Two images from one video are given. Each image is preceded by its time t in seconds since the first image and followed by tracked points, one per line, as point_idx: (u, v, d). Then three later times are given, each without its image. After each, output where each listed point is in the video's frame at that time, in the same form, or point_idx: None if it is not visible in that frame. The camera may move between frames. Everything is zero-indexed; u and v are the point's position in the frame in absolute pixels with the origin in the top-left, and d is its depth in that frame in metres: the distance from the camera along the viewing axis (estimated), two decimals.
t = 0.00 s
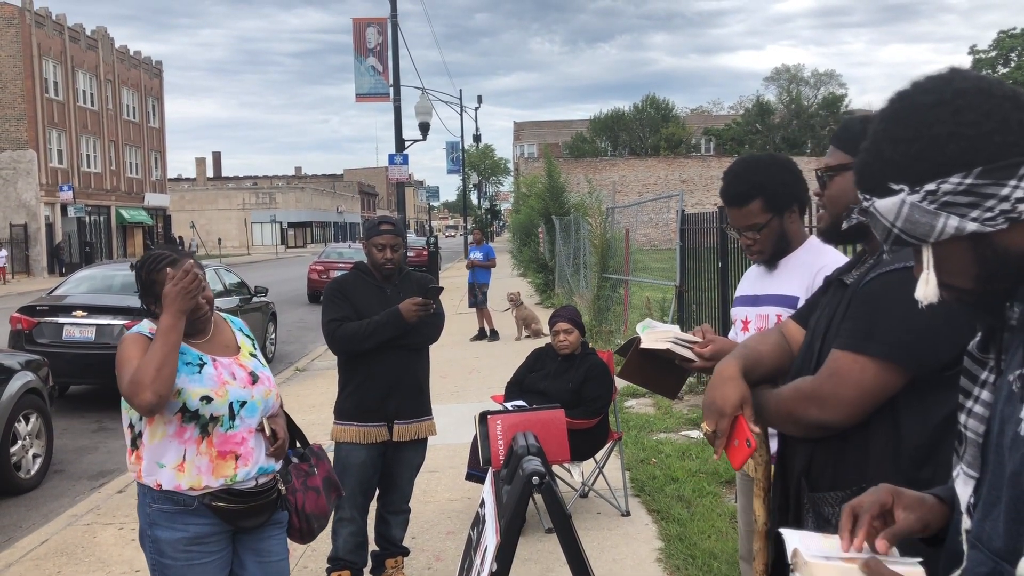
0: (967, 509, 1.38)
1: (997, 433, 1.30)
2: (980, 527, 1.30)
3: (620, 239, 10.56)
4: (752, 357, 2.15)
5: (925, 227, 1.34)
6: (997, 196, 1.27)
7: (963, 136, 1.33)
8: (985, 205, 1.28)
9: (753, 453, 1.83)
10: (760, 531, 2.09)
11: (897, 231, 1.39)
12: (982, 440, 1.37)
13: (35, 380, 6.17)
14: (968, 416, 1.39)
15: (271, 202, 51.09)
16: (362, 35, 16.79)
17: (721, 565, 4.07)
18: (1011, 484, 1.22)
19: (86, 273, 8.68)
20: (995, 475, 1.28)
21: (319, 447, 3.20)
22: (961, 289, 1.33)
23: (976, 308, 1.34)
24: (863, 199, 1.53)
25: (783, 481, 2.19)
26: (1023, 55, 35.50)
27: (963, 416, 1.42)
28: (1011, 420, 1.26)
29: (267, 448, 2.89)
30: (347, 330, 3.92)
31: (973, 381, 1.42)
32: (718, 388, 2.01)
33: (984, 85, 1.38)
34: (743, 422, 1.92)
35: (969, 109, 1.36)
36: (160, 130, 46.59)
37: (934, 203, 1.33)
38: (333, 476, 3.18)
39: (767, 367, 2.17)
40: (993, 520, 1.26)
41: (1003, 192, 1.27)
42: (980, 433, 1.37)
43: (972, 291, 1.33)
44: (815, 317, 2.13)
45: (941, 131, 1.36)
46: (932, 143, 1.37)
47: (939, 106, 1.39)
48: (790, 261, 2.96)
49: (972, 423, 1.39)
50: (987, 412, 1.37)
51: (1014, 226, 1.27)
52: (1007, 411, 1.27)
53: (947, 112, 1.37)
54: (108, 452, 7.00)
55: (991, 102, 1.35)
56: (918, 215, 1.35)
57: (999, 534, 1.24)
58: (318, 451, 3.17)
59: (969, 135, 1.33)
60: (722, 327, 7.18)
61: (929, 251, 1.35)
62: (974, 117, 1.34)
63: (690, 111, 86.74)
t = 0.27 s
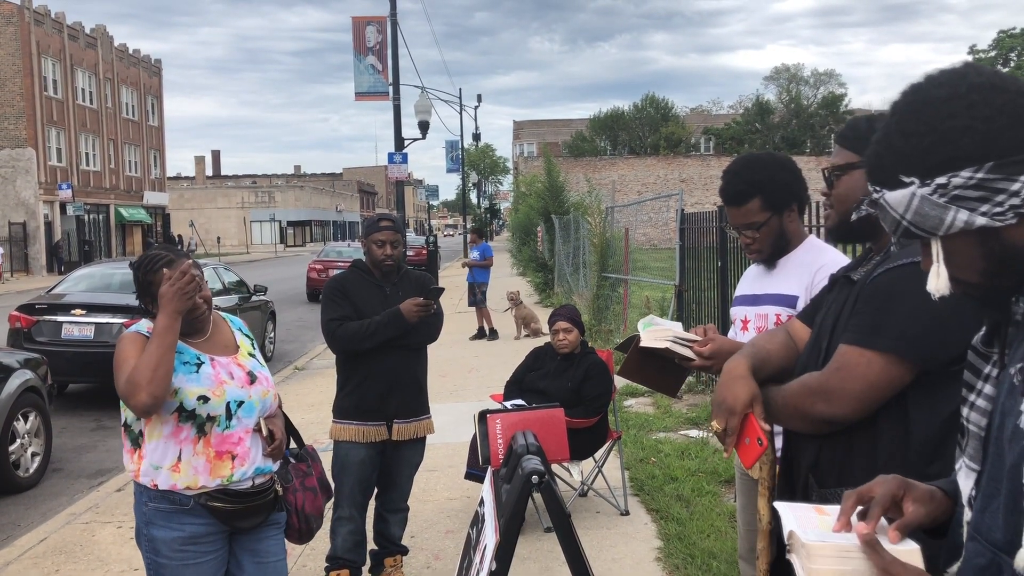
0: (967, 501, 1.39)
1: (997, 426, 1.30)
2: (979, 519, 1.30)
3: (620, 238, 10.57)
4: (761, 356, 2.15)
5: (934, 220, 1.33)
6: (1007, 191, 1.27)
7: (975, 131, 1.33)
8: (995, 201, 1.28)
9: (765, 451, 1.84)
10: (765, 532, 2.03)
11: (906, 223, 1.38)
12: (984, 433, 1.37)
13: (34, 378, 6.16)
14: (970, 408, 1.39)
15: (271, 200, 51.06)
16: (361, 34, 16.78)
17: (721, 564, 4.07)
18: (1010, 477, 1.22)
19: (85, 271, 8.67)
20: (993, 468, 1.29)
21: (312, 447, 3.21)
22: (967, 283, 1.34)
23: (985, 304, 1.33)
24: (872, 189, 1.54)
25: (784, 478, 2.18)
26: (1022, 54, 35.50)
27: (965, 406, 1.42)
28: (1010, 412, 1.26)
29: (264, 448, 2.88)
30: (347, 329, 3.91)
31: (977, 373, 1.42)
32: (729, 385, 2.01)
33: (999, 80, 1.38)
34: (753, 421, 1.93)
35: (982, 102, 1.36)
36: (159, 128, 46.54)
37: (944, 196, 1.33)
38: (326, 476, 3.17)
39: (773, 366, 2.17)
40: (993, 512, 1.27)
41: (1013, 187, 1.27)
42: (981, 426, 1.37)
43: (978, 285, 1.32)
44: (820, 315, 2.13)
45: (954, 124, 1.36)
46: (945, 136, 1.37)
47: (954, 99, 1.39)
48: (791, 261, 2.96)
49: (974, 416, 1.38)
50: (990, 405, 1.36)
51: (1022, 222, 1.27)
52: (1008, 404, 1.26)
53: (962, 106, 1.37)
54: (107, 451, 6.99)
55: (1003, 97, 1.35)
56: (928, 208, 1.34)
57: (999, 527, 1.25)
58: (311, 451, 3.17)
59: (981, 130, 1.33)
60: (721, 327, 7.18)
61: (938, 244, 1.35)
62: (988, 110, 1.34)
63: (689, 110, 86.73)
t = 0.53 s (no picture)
0: (959, 487, 1.43)
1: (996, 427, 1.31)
2: (980, 517, 1.31)
3: (620, 238, 10.57)
4: (765, 356, 2.15)
5: (909, 210, 1.43)
6: (975, 202, 1.31)
7: (947, 140, 1.36)
8: (961, 208, 1.33)
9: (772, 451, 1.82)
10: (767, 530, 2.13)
11: (890, 204, 1.48)
12: (974, 424, 1.41)
13: (34, 378, 6.16)
14: (964, 400, 1.43)
15: (270, 200, 51.04)
16: (362, 33, 16.78)
17: (720, 565, 4.07)
18: (1008, 473, 1.25)
19: (85, 271, 8.67)
20: (992, 467, 1.30)
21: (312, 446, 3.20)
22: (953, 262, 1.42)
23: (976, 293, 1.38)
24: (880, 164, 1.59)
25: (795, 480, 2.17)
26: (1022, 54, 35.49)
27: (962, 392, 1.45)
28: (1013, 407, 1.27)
29: (264, 448, 2.88)
30: (347, 330, 3.91)
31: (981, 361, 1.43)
32: (735, 386, 2.02)
33: (995, 87, 1.34)
34: (759, 420, 1.92)
35: (962, 109, 1.36)
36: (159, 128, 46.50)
37: (917, 192, 1.40)
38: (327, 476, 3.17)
39: (779, 368, 2.17)
40: (992, 511, 1.28)
41: (979, 200, 1.31)
42: (974, 418, 1.41)
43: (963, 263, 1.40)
44: (828, 316, 2.12)
45: (931, 129, 1.38)
46: (923, 140, 1.39)
47: (937, 104, 1.40)
48: (789, 261, 2.96)
49: (967, 407, 1.42)
50: (985, 395, 1.40)
51: (987, 229, 1.32)
52: (1007, 405, 1.28)
53: (942, 112, 1.38)
54: (106, 450, 6.99)
55: (989, 108, 1.33)
56: (904, 200, 1.43)
57: (1000, 527, 1.26)
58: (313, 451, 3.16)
59: (957, 139, 1.34)
60: (721, 327, 7.19)
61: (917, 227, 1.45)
62: (966, 123, 1.34)
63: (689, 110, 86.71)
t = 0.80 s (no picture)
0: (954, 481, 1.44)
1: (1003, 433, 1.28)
2: (979, 513, 1.32)
3: (620, 238, 10.58)
4: (774, 356, 2.16)
5: (910, 184, 1.45)
6: (969, 181, 1.33)
7: (955, 116, 1.36)
8: (959, 184, 1.34)
9: (789, 453, 1.81)
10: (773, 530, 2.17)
11: (896, 181, 1.50)
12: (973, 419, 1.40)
13: (34, 378, 6.16)
14: (959, 395, 1.43)
15: (271, 200, 51.05)
16: (362, 33, 16.79)
17: (721, 565, 4.07)
18: (1005, 468, 1.25)
19: (85, 271, 8.67)
20: (991, 465, 1.30)
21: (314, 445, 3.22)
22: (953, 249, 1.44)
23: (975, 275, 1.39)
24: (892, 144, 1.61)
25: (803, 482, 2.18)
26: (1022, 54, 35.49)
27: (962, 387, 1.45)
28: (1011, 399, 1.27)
29: (262, 447, 2.88)
30: (340, 330, 3.91)
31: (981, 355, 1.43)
32: (747, 388, 2.01)
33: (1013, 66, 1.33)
34: (773, 422, 1.92)
35: (975, 89, 1.35)
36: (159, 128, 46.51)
37: (919, 166, 1.42)
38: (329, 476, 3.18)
39: (787, 368, 2.18)
40: (989, 506, 1.29)
41: (976, 178, 1.32)
42: (970, 413, 1.41)
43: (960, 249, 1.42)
44: (834, 317, 2.12)
45: (937, 106, 1.39)
46: (930, 119, 1.40)
47: (951, 81, 1.39)
48: (789, 261, 2.96)
49: (965, 403, 1.42)
50: (981, 390, 1.40)
51: (981, 211, 1.33)
52: (1005, 397, 1.29)
53: (952, 88, 1.38)
54: (107, 450, 6.99)
55: (999, 89, 1.33)
56: (907, 174, 1.45)
57: (998, 523, 1.26)
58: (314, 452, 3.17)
59: (962, 117, 1.35)
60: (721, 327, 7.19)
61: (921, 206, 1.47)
62: (970, 102, 1.35)
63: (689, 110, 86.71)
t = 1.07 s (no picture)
0: (947, 476, 1.48)
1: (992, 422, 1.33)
2: (972, 509, 1.37)
3: (620, 238, 10.58)
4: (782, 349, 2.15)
5: (909, 172, 1.49)
6: (965, 168, 1.37)
7: (957, 105, 1.41)
8: (955, 172, 1.39)
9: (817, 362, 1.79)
10: (781, 531, 2.23)
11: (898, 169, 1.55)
12: (967, 418, 1.43)
13: (35, 378, 6.16)
14: (955, 393, 1.45)
15: (271, 201, 51.07)
16: (362, 33, 16.81)
17: (721, 565, 4.07)
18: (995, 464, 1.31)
19: (86, 271, 8.67)
20: (986, 461, 1.34)
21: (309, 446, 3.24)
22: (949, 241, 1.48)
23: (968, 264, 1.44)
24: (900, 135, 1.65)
25: (807, 480, 2.18)
26: None
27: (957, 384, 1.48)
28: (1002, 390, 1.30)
29: (260, 447, 2.88)
30: (326, 331, 3.92)
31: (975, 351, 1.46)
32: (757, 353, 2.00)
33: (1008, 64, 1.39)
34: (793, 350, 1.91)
35: (980, 81, 1.40)
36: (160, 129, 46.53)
37: (920, 152, 1.46)
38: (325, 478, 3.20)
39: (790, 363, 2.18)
40: (983, 501, 1.34)
41: (972, 166, 1.36)
42: (966, 411, 1.42)
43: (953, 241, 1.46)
44: (842, 315, 2.12)
45: (941, 95, 1.44)
46: (932, 108, 1.45)
47: (955, 73, 1.44)
48: (787, 261, 2.97)
49: (960, 400, 1.44)
50: (976, 389, 1.42)
51: (978, 200, 1.36)
52: (996, 391, 1.33)
53: (956, 78, 1.43)
54: (108, 451, 7.00)
55: (1002, 84, 1.38)
56: (906, 162, 1.49)
57: (988, 517, 1.32)
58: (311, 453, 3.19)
59: (963, 107, 1.40)
60: (722, 327, 7.18)
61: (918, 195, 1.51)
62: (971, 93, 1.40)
63: (690, 110, 86.67)
